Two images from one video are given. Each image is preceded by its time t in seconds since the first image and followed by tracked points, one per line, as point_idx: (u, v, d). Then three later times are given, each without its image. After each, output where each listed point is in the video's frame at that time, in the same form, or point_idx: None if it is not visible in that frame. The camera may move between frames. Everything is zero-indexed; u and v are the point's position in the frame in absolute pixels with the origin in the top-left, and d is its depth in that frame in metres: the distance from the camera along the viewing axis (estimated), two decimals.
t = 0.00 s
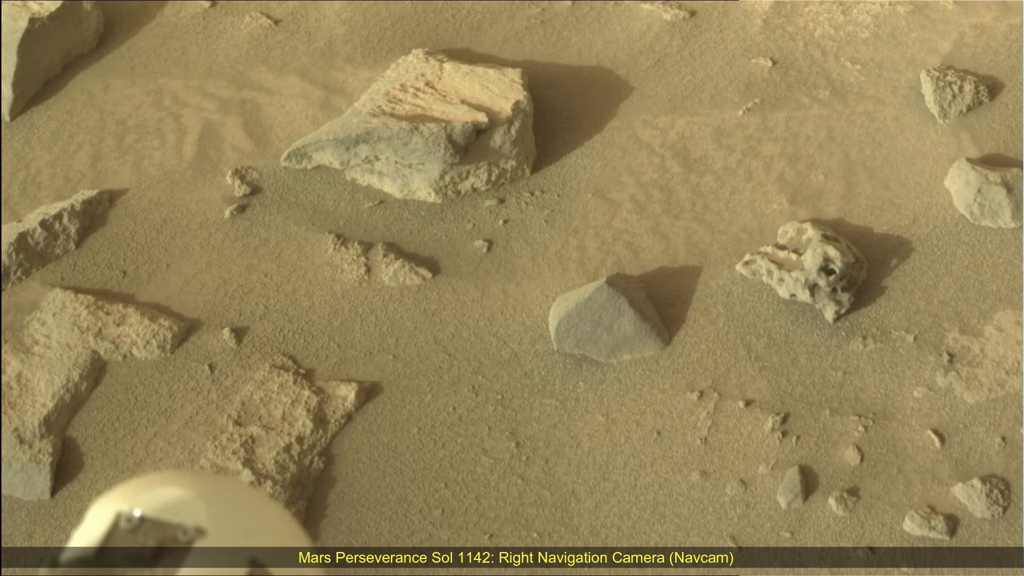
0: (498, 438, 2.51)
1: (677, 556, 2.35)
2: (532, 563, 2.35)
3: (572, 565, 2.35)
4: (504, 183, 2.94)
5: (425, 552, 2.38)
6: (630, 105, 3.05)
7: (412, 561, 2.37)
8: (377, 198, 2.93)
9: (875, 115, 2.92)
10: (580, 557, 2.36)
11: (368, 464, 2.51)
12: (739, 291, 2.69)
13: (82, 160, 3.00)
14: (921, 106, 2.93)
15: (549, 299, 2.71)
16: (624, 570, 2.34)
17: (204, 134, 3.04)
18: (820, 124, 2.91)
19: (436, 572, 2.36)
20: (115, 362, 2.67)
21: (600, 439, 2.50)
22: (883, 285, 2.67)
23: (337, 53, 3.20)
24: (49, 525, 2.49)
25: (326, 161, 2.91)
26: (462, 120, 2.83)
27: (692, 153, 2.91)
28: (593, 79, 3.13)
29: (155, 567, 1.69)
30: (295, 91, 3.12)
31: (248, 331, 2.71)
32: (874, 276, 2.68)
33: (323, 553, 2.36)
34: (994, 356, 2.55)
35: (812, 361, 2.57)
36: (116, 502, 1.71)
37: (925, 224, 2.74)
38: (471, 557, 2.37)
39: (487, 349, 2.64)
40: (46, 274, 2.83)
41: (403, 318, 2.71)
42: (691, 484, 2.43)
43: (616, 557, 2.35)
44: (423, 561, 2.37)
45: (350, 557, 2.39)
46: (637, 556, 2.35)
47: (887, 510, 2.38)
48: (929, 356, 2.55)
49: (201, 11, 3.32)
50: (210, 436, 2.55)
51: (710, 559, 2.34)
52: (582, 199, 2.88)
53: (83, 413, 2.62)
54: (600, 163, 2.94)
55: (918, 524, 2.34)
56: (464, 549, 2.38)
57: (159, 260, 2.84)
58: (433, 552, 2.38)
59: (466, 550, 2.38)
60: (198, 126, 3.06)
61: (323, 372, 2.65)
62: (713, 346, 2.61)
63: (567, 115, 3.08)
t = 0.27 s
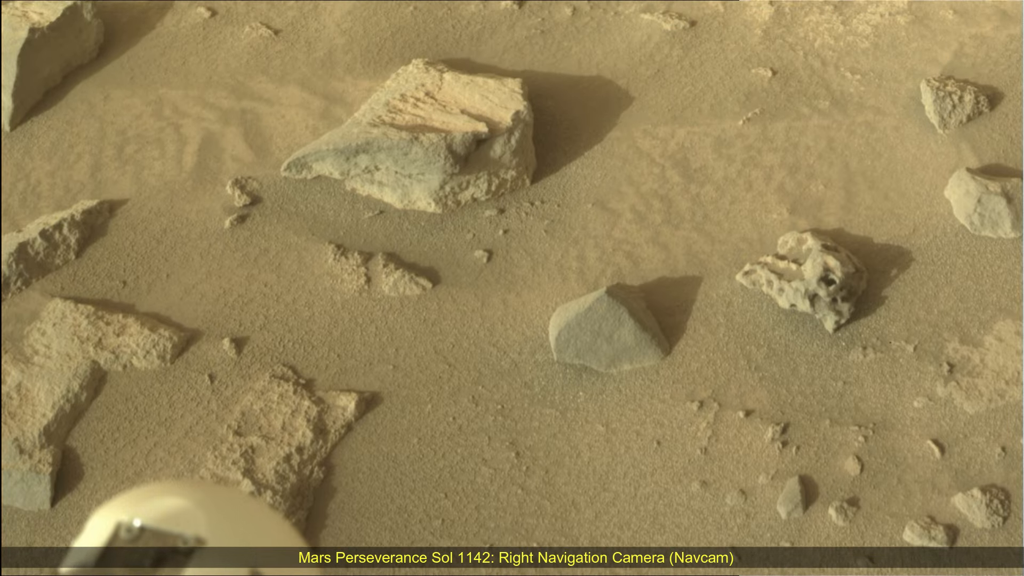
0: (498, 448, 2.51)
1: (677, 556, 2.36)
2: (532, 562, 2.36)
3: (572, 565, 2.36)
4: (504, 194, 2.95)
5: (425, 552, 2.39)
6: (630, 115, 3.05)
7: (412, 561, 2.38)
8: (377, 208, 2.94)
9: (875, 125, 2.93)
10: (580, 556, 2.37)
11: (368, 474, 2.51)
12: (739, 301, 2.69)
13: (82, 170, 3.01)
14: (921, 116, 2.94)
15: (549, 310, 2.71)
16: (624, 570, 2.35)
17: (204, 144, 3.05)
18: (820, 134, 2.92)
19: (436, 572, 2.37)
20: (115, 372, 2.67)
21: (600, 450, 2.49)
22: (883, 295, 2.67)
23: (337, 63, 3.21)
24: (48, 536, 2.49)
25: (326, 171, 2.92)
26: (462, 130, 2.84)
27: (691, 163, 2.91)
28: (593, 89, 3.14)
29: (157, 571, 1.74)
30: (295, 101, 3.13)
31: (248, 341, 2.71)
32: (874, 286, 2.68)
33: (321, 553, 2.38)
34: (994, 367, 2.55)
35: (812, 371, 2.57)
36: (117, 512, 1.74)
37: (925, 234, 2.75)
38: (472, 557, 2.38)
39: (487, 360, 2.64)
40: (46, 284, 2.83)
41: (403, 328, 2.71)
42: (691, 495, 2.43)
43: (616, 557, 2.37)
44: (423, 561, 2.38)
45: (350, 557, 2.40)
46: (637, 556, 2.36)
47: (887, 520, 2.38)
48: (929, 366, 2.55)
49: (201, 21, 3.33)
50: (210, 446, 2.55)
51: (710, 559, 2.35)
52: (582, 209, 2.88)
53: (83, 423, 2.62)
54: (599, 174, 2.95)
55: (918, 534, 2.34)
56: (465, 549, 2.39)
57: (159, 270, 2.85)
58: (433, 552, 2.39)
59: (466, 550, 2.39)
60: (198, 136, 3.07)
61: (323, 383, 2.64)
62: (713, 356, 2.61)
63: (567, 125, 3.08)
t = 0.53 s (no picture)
0: (498, 458, 2.51)
1: (677, 555, 2.36)
2: (532, 563, 2.37)
3: (572, 565, 2.37)
4: (504, 204, 2.95)
5: (425, 552, 2.40)
6: (630, 126, 3.06)
7: (412, 561, 2.39)
8: (377, 218, 2.94)
9: (875, 136, 2.94)
10: (580, 557, 2.38)
11: (368, 484, 2.50)
12: (739, 312, 2.69)
13: (82, 180, 3.02)
14: (921, 126, 2.95)
15: (549, 320, 2.71)
16: (624, 569, 2.36)
17: (204, 154, 3.06)
18: (820, 144, 2.93)
19: (436, 572, 2.38)
20: (115, 382, 2.67)
21: (600, 460, 2.49)
22: (883, 305, 2.67)
23: (337, 73, 3.22)
24: (48, 546, 2.49)
25: (327, 181, 2.92)
26: (462, 140, 2.85)
27: (692, 174, 2.92)
28: (593, 99, 3.15)
29: None
30: (295, 111, 3.13)
31: (248, 351, 2.71)
32: (874, 296, 2.69)
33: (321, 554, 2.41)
34: (994, 377, 2.55)
35: (812, 382, 2.57)
36: (116, 522, 1.75)
37: (924, 244, 2.75)
38: (471, 557, 2.39)
39: (487, 370, 2.65)
40: (46, 294, 2.83)
41: (403, 338, 2.71)
42: (691, 505, 2.43)
43: (616, 557, 2.38)
44: (423, 560, 2.39)
45: (350, 557, 2.42)
46: (637, 556, 2.37)
47: (887, 531, 2.38)
48: (929, 376, 2.56)
49: (201, 31, 3.35)
50: (210, 456, 2.55)
51: (710, 559, 2.36)
52: (582, 219, 2.89)
53: (83, 433, 2.62)
54: (600, 184, 2.96)
55: (918, 545, 2.34)
56: (465, 549, 2.40)
57: (159, 280, 2.85)
58: (432, 552, 2.40)
59: (466, 550, 2.40)
60: (198, 146, 3.08)
61: (323, 393, 2.64)
62: (712, 366, 2.61)
63: (567, 135, 3.09)
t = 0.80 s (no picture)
0: (498, 468, 2.51)
1: (677, 556, 2.37)
2: (532, 563, 2.38)
3: (572, 565, 2.37)
4: (504, 214, 2.96)
5: (426, 552, 2.41)
6: (630, 136, 3.07)
7: (412, 561, 2.40)
8: (377, 228, 2.95)
9: (875, 146, 2.94)
10: (580, 556, 2.39)
11: (368, 494, 2.50)
12: (739, 322, 2.69)
13: (82, 190, 3.02)
14: (921, 136, 2.96)
15: (549, 329, 2.71)
16: (624, 569, 2.37)
17: (204, 164, 3.07)
18: (820, 154, 2.94)
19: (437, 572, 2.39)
20: (116, 393, 2.67)
21: (600, 470, 2.49)
22: (883, 315, 2.68)
23: (337, 84, 3.23)
24: (47, 557, 2.48)
25: (327, 191, 2.93)
26: (462, 150, 2.85)
27: (692, 184, 2.93)
28: (593, 109, 3.16)
29: None
30: (295, 121, 3.14)
31: (248, 361, 2.72)
32: (874, 306, 2.69)
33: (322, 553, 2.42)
34: (994, 387, 2.55)
35: (812, 392, 2.57)
36: (117, 533, 1.82)
37: (925, 254, 2.76)
38: (471, 557, 2.40)
39: (487, 380, 2.65)
40: (46, 304, 2.83)
41: (403, 348, 2.71)
42: (691, 515, 2.42)
43: (616, 557, 2.38)
44: (423, 560, 2.40)
45: (350, 557, 2.42)
46: (637, 556, 2.38)
47: (887, 541, 2.37)
48: (929, 387, 2.56)
49: (201, 41, 3.36)
50: (210, 466, 2.54)
51: (710, 559, 2.37)
52: (582, 229, 2.89)
53: (83, 443, 2.62)
54: (600, 194, 2.96)
55: (918, 555, 2.34)
56: (464, 549, 2.41)
57: (159, 290, 2.85)
58: (433, 552, 2.41)
59: (466, 550, 2.41)
60: (198, 156, 3.08)
61: (323, 403, 2.64)
62: (713, 377, 2.61)
63: (567, 145, 3.10)
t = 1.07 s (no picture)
0: (498, 478, 2.50)
1: (677, 556, 2.37)
2: (531, 562, 2.38)
3: (572, 565, 2.37)
4: (504, 224, 2.97)
5: (425, 552, 2.41)
6: (630, 146, 3.08)
7: (412, 561, 2.40)
8: (377, 238, 2.96)
9: (875, 156, 2.95)
10: (580, 557, 2.39)
11: (368, 504, 2.50)
12: (739, 332, 2.69)
13: (82, 201, 3.01)
14: (921, 147, 2.97)
15: (549, 339, 2.72)
16: (624, 569, 2.36)
17: (204, 175, 3.08)
18: (820, 164, 2.95)
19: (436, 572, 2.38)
20: (115, 403, 2.68)
21: (600, 480, 2.49)
22: (883, 325, 2.68)
23: (337, 94, 3.25)
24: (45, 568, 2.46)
25: (327, 202, 2.94)
26: (462, 160, 2.86)
27: (692, 194, 2.94)
28: (593, 119, 3.17)
29: None
30: (295, 131, 3.15)
31: (248, 371, 2.72)
32: (874, 316, 2.69)
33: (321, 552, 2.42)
34: (994, 397, 2.55)
35: (812, 402, 2.57)
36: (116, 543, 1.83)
37: (924, 264, 2.76)
38: (471, 557, 2.40)
39: (487, 390, 2.65)
40: (45, 314, 2.83)
41: (403, 358, 2.72)
42: (691, 525, 2.42)
43: (616, 556, 2.38)
44: (423, 560, 2.40)
45: (350, 557, 2.42)
46: (637, 556, 2.38)
47: (888, 552, 2.36)
48: (929, 397, 2.56)
49: (201, 51, 3.38)
50: (209, 476, 2.54)
51: (710, 559, 2.36)
52: (582, 239, 2.90)
53: (83, 453, 2.61)
54: (600, 204, 2.97)
55: (919, 567, 2.32)
56: (464, 550, 2.41)
57: (160, 300, 2.86)
58: (433, 552, 2.41)
59: (466, 550, 2.41)
60: (198, 166, 3.09)
61: (323, 413, 2.64)
62: (712, 387, 2.61)
63: (567, 155, 3.11)
